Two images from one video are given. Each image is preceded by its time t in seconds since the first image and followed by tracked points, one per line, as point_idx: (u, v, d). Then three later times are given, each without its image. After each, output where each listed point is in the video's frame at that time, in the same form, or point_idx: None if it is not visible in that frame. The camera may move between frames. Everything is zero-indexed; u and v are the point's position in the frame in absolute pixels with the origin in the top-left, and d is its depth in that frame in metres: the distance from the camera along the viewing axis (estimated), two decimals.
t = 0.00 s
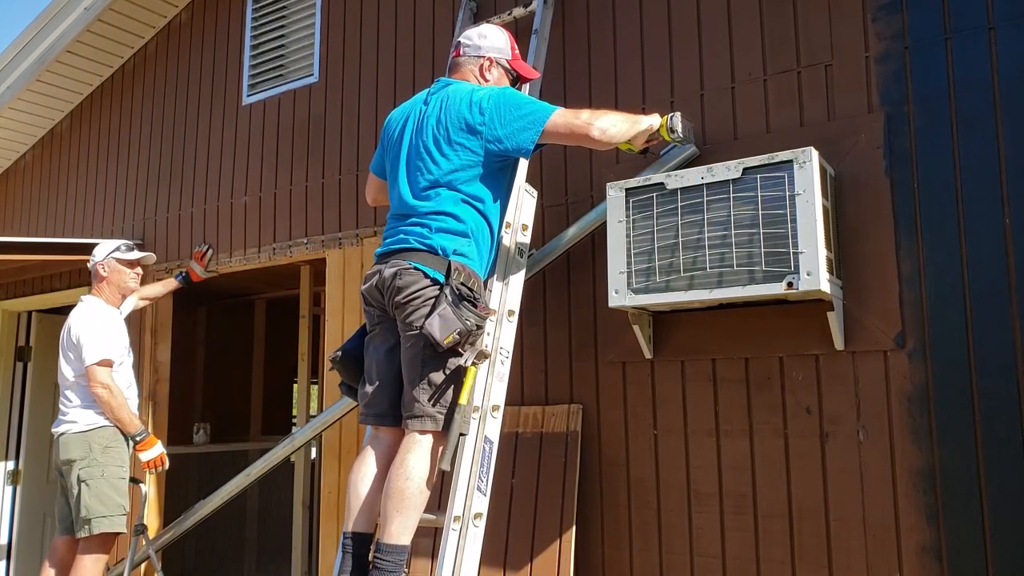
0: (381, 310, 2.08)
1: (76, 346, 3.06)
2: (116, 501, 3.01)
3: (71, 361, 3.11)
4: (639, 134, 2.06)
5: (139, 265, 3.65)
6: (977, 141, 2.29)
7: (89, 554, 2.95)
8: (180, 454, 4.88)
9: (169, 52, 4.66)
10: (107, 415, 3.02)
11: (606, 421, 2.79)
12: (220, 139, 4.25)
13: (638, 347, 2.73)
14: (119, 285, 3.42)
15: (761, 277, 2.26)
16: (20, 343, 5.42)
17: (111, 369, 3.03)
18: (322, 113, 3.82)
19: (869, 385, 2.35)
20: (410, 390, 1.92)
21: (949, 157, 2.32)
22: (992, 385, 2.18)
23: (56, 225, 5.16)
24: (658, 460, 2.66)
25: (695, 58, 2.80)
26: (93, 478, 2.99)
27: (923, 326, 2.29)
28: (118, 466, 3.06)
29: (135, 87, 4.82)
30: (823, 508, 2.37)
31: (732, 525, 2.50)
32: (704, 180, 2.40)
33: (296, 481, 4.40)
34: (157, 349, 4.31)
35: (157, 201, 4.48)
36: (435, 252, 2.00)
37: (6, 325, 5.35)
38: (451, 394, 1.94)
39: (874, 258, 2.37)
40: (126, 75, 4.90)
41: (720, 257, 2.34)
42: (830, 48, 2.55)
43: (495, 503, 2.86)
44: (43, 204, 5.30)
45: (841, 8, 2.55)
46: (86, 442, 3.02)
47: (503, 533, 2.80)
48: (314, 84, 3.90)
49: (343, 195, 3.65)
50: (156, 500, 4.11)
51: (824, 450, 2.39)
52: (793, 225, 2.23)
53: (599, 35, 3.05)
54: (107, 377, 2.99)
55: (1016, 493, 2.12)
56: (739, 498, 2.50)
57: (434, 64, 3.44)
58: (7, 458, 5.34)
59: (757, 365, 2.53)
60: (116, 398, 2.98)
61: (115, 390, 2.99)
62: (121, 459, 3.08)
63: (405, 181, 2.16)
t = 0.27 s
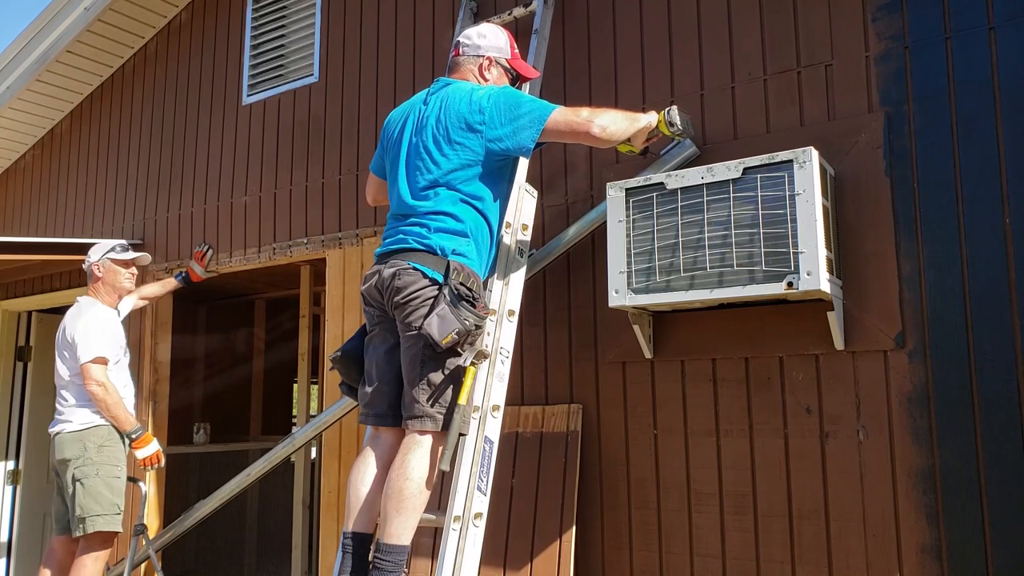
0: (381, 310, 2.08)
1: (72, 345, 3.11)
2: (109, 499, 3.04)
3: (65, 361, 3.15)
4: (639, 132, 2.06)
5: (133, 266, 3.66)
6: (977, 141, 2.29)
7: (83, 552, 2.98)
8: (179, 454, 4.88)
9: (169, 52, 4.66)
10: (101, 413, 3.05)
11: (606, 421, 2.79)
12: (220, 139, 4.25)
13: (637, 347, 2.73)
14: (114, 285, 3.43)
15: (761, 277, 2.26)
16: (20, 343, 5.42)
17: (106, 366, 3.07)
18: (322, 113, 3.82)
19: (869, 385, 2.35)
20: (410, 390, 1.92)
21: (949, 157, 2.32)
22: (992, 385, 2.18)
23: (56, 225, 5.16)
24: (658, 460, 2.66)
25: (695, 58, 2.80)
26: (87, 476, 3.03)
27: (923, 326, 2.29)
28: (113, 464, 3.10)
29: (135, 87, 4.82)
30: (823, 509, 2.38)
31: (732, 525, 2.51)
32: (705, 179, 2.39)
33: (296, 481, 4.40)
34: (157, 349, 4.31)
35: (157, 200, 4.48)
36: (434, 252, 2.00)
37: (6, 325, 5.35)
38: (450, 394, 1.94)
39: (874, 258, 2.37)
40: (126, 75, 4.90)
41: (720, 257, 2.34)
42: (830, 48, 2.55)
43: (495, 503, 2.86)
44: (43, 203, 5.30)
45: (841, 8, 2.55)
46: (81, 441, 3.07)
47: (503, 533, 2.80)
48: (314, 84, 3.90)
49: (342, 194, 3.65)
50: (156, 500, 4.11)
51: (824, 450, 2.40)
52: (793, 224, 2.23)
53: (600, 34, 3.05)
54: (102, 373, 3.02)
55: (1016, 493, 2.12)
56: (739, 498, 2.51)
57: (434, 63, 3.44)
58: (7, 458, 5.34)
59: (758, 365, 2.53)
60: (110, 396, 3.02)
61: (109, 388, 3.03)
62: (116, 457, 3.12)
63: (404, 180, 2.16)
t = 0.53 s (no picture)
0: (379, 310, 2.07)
1: (69, 345, 3.13)
2: (106, 500, 3.06)
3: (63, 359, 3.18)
4: (638, 128, 2.07)
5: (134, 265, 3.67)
6: (977, 141, 2.29)
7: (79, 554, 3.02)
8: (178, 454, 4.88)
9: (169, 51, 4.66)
10: (100, 412, 3.08)
11: (606, 421, 2.79)
12: (220, 139, 4.25)
13: (637, 347, 2.73)
14: (112, 285, 3.45)
15: (761, 277, 2.26)
16: (20, 343, 5.42)
17: (106, 365, 3.10)
18: (322, 113, 3.82)
19: (869, 386, 2.35)
20: (409, 390, 1.93)
21: (949, 157, 2.32)
22: (992, 385, 2.18)
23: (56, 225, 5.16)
24: (659, 460, 2.66)
25: (695, 57, 2.80)
26: (83, 476, 3.04)
27: (923, 326, 2.29)
28: (111, 464, 3.11)
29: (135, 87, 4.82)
30: (823, 509, 2.37)
31: (732, 525, 2.50)
32: (704, 179, 2.39)
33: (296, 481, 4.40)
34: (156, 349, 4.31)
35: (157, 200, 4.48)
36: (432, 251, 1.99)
37: (6, 325, 5.35)
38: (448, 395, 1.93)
39: (874, 258, 2.37)
40: (126, 75, 4.91)
41: (721, 257, 2.34)
42: (830, 48, 2.55)
43: (495, 503, 2.86)
44: (43, 203, 5.30)
45: (841, 8, 2.55)
46: (78, 440, 3.07)
47: (503, 533, 2.79)
48: (314, 84, 3.90)
49: (342, 194, 3.65)
50: (156, 500, 4.11)
51: (825, 450, 2.39)
52: (793, 225, 2.23)
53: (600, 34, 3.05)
54: (101, 372, 3.05)
55: (1016, 493, 2.12)
56: (739, 498, 2.50)
57: (434, 63, 3.44)
58: (7, 458, 5.34)
59: (758, 365, 2.53)
60: (108, 395, 3.04)
61: (108, 386, 3.05)
62: (113, 457, 3.13)
63: (402, 179, 2.16)
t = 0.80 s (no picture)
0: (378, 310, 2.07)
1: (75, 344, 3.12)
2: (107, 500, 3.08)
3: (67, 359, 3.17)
4: (640, 132, 2.11)
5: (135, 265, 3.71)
6: (977, 141, 2.29)
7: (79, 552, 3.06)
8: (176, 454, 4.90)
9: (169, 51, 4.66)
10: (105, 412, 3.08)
11: (606, 421, 2.79)
12: (219, 139, 4.25)
13: (637, 347, 2.72)
14: (115, 285, 3.48)
15: (761, 277, 2.26)
16: (20, 343, 5.41)
17: (111, 365, 3.10)
18: (322, 113, 3.82)
19: (870, 386, 2.35)
20: (410, 392, 1.94)
21: (949, 157, 2.32)
22: (992, 384, 2.18)
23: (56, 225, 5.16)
24: (659, 460, 2.66)
25: (695, 57, 2.80)
26: (86, 477, 3.06)
27: (923, 326, 2.29)
28: (114, 464, 3.13)
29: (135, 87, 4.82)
30: (824, 509, 2.37)
31: (733, 525, 2.50)
32: (704, 179, 2.39)
33: (296, 481, 4.39)
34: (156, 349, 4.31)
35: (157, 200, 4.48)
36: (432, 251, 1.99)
37: (6, 325, 5.34)
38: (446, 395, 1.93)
39: (874, 258, 2.37)
40: (126, 75, 4.91)
41: (721, 257, 2.34)
42: (830, 48, 2.55)
43: (495, 503, 2.86)
44: (43, 203, 5.30)
45: (841, 8, 2.55)
46: (82, 441, 3.09)
47: (502, 533, 2.79)
48: (314, 84, 3.90)
49: (342, 194, 3.65)
50: (156, 500, 4.11)
51: (825, 450, 2.39)
52: (793, 224, 2.23)
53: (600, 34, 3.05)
54: (106, 372, 3.06)
55: (1016, 493, 2.12)
56: (740, 498, 2.50)
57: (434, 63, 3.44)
58: (7, 458, 5.34)
59: (758, 365, 2.53)
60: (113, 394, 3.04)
61: (114, 386, 3.06)
62: (117, 457, 3.14)
63: (400, 180, 2.16)
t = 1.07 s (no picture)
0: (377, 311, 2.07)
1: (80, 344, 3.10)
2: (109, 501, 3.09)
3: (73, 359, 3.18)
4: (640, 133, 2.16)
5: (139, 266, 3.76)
6: (977, 141, 2.29)
7: (79, 552, 3.08)
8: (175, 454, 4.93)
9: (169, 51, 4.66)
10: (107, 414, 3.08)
11: (606, 420, 2.79)
12: (219, 139, 4.25)
13: (637, 347, 2.72)
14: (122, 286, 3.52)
15: (761, 277, 2.26)
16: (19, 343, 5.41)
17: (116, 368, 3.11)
18: (322, 112, 3.82)
19: (870, 386, 2.35)
20: (410, 392, 1.94)
21: (949, 157, 2.32)
22: (992, 384, 2.18)
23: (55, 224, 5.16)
24: (659, 460, 2.66)
25: (695, 57, 2.79)
26: (90, 477, 3.07)
27: (923, 326, 2.29)
28: (116, 466, 3.13)
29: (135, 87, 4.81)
30: (823, 508, 2.37)
31: (733, 525, 2.50)
32: (704, 179, 2.39)
33: (296, 481, 4.39)
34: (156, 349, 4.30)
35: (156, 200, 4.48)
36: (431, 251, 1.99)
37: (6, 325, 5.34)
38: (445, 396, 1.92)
39: (874, 258, 2.37)
40: (126, 74, 4.90)
41: (721, 257, 2.34)
42: (830, 48, 2.55)
43: (495, 503, 2.86)
44: (43, 203, 5.30)
45: (841, 8, 2.55)
46: (86, 442, 3.09)
47: (502, 533, 2.80)
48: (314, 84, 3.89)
49: (342, 194, 3.64)
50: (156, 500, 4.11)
51: (825, 450, 2.39)
52: (793, 224, 2.23)
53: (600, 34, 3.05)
54: (112, 375, 3.07)
55: (1016, 492, 2.12)
56: (740, 498, 2.50)
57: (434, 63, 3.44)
58: (7, 457, 5.34)
59: (757, 365, 2.53)
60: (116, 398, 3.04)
61: (119, 389, 3.07)
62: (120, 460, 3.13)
63: (399, 180, 2.16)
